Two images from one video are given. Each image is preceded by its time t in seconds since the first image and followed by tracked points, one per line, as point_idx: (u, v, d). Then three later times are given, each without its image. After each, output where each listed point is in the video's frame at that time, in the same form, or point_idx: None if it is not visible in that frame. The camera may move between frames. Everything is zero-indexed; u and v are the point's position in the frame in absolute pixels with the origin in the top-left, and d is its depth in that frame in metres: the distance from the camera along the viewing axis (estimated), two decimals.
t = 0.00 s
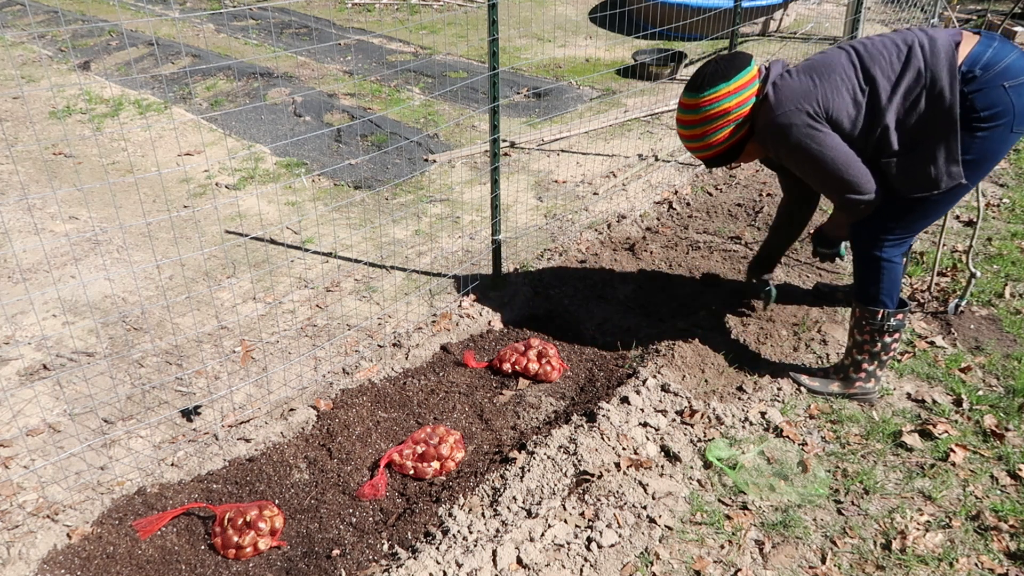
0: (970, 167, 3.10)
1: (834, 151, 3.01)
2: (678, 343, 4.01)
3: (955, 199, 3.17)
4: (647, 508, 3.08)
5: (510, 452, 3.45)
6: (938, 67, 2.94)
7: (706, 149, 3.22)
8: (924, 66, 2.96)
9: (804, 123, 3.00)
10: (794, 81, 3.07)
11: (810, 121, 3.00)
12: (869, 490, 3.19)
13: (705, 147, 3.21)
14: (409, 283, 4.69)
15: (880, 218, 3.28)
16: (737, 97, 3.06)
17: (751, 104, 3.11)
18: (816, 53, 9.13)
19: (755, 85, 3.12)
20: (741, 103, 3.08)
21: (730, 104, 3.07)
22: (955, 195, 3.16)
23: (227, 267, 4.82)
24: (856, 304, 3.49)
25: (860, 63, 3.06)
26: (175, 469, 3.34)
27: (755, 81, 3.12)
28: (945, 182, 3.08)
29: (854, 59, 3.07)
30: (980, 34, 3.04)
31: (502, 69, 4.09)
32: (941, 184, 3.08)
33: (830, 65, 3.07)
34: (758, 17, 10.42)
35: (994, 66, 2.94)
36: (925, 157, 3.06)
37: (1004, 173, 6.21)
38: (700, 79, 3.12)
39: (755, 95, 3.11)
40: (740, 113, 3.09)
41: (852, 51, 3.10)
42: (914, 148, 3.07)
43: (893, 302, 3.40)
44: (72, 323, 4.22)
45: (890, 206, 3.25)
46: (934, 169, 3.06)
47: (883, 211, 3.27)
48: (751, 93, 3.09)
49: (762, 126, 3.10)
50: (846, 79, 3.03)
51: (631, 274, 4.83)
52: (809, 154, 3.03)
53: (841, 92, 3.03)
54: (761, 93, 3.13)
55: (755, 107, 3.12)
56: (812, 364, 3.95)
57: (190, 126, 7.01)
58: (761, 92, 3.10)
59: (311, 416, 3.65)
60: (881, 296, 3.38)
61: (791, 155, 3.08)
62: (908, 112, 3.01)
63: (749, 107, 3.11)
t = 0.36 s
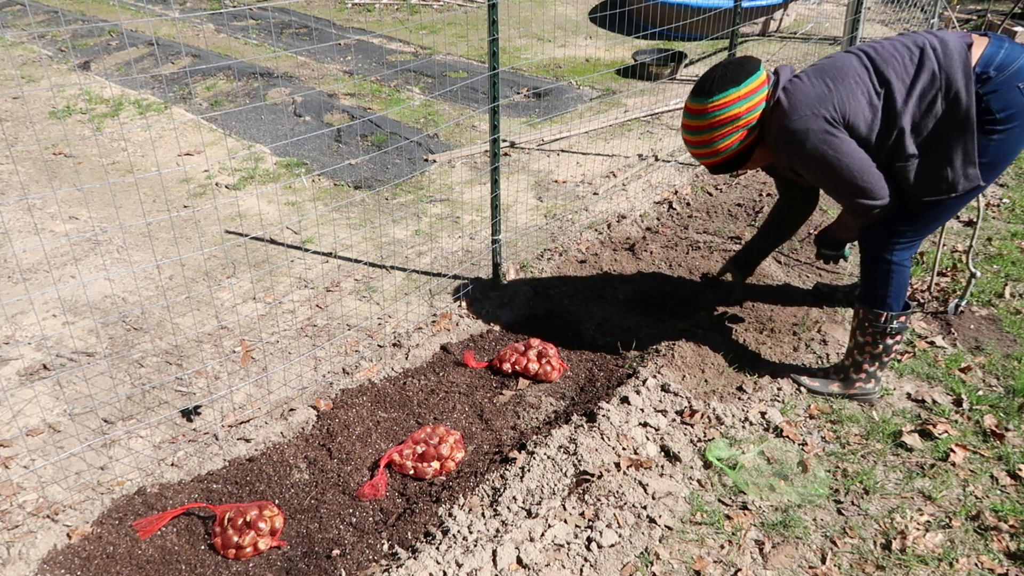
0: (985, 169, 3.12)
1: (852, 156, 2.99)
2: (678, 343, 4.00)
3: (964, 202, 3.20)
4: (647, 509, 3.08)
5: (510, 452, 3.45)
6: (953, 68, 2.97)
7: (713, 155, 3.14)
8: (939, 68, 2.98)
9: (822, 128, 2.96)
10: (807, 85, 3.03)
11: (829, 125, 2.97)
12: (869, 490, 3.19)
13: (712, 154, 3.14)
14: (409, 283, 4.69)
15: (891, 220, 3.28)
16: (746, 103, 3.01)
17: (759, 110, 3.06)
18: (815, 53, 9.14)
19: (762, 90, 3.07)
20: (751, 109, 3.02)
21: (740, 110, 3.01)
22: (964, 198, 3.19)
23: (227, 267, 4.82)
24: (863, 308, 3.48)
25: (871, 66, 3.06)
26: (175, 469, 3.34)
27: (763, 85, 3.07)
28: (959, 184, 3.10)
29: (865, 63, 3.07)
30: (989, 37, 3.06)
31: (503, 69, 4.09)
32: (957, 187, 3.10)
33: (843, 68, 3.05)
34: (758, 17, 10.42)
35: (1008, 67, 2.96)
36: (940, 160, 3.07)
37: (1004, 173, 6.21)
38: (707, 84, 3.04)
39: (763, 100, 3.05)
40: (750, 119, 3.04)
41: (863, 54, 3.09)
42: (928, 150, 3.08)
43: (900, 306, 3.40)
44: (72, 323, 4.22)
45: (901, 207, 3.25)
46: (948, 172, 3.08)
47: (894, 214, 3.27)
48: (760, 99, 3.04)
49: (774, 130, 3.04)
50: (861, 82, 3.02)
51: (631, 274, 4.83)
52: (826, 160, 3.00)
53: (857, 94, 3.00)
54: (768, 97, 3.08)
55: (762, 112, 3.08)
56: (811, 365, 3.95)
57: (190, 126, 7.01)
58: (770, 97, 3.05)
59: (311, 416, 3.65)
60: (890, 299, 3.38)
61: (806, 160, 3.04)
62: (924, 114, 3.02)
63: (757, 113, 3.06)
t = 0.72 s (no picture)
0: (964, 159, 3.12)
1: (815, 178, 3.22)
2: (679, 343, 4.00)
3: (954, 194, 3.20)
4: (647, 509, 3.08)
5: (510, 452, 3.45)
6: (928, 75, 3.02)
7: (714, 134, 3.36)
8: (914, 76, 3.04)
9: (797, 148, 3.18)
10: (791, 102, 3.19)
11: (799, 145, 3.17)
12: (869, 490, 3.19)
13: (708, 131, 3.37)
14: (409, 283, 4.69)
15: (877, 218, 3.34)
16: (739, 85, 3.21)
17: (756, 96, 3.22)
18: (816, 53, 9.14)
19: (765, 79, 3.24)
20: (743, 91, 3.21)
21: (732, 91, 3.21)
22: (954, 191, 3.19)
23: (227, 267, 4.82)
24: (858, 302, 3.50)
25: (854, 73, 3.15)
26: (175, 469, 3.34)
27: (766, 73, 3.25)
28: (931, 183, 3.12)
29: (848, 70, 3.16)
30: (980, 34, 3.09)
31: (503, 69, 4.09)
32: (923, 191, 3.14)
33: (826, 82, 3.17)
34: (758, 17, 10.42)
35: (983, 65, 2.99)
36: (911, 161, 3.13)
37: (1004, 173, 6.21)
38: (717, 68, 3.33)
39: (762, 87, 3.22)
40: (743, 100, 3.20)
41: (849, 62, 3.17)
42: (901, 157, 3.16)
43: (895, 301, 3.41)
44: (71, 323, 4.22)
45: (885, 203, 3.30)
46: (920, 171, 3.12)
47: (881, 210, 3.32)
48: (755, 85, 3.21)
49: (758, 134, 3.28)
50: (840, 96, 3.14)
51: (631, 274, 4.82)
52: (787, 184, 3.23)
53: (835, 109, 3.15)
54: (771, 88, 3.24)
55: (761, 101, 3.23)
56: (812, 365, 3.94)
57: (190, 126, 7.01)
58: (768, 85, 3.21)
59: (311, 416, 3.65)
60: (883, 295, 3.39)
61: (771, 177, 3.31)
62: (898, 121, 3.10)
63: (752, 98, 3.22)
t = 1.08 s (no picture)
0: (950, 148, 3.10)
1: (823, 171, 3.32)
2: (679, 343, 3.99)
3: (944, 184, 3.18)
4: (647, 508, 3.08)
5: (510, 452, 3.46)
6: (910, 67, 3.06)
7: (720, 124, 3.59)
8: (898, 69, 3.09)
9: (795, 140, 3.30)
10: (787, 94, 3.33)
11: (799, 138, 3.30)
12: (869, 490, 3.19)
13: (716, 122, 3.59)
14: (409, 283, 4.69)
15: (870, 211, 3.36)
16: (738, 76, 3.43)
17: (754, 86, 3.41)
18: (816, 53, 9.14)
19: (764, 70, 3.41)
20: (741, 82, 3.42)
21: (730, 82, 3.44)
22: (943, 181, 3.18)
23: (227, 267, 4.82)
24: (856, 296, 3.49)
25: (845, 66, 3.23)
26: (175, 469, 3.34)
27: (767, 64, 3.42)
28: (916, 173, 3.14)
29: (841, 63, 3.24)
30: (970, 28, 3.10)
31: (503, 69, 4.09)
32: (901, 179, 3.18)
33: (819, 74, 3.27)
34: (758, 17, 10.42)
35: (962, 58, 3.02)
36: (894, 153, 3.17)
37: (1004, 173, 6.21)
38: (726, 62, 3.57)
39: (760, 77, 3.40)
40: (740, 90, 3.41)
41: (842, 55, 3.26)
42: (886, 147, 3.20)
43: (891, 295, 3.39)
44: (71, 323, 4.22)
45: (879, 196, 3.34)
46: (904, 162, 3.15)
47: (875, 204, 3.35)
48: (753, 76, 3.40)
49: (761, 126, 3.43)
50: (830, 88, 3.24)
51: (631, 274, 4.83)
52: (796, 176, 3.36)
53: (827, 100, 3.25)
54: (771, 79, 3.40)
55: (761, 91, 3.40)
56: (813, 364, 3.94)
57: (190, 126, 7.01)
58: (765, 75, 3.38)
59: (311, 416, 3.65)
60: (879, 288, 3.38)
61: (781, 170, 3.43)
62: (885, 111, 3.16)
63: (751, 88, 3.41)
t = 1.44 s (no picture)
0: (941, 147, 3.10)
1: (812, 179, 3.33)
2: (679, 343, 3.99)
3: (937, 184, 3.18)
4: (647, 508, 3.08)
5: (510, 452, 3.46)
6: (898, 68, 3.08)
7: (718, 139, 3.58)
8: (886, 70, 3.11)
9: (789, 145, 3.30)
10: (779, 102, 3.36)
11: (790, 143, 3.29)
12: (869, 490, 3.19)
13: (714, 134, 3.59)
14: (409, 283, 4.69)
15: (863, 213, 3.36)
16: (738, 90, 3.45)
17: (753, 100, 3.43)
18: (816, 53, 9.14)
19: (763, 85, 3.44)
20: (741, 96, 3.43)
21: (729, 96, 3.46)
22: (936, 180, 3.17)
23: (227, 267, 4.82)
24: (851, 297, 3.51)
25: (834, 72, 3.27)
26: (175, 469, 3.34)
27: (766, 81, 3.45)
28: (914, 172, 3.10)
29: (829, 71, 3.29)
30: (957, 29, 3.12)
31: (502, 69, 4.09)
32: (898, 180, 3.13)
33: (808, 81, 3.30)
34: (758, 17, 10.42)
35: (952, 57, 3.02)
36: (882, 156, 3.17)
37: (1004, 173, 6.21)
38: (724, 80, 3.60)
39: (759, 92, 3.42)
40: (739, 104, 3.43)
41: (830, 64, 3.30)
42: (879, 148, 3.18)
43: (886, 294, 3.40)
44: (71, 323, 4.22)
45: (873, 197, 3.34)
46: (899, 162, 3.12)
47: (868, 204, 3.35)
48: (753, 90, 3.42)
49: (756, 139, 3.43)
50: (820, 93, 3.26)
51: (631, 274, 4.82)
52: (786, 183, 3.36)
53: (817, 106, 3.27)
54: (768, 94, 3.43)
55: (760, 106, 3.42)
56: (813, 365, 3.94)
57: (190, 126, 7.01)
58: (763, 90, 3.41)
59: (311, 416, 3.65)
60: (872, 288, 3.40)
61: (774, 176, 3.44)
62: (873, 111, 3.17)
63: (750, 102, 3.43)
